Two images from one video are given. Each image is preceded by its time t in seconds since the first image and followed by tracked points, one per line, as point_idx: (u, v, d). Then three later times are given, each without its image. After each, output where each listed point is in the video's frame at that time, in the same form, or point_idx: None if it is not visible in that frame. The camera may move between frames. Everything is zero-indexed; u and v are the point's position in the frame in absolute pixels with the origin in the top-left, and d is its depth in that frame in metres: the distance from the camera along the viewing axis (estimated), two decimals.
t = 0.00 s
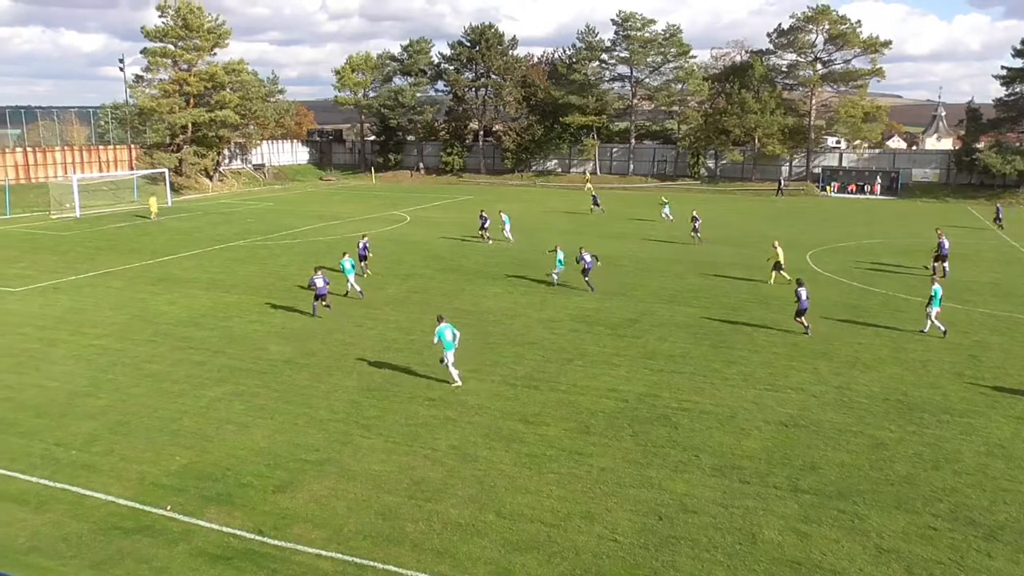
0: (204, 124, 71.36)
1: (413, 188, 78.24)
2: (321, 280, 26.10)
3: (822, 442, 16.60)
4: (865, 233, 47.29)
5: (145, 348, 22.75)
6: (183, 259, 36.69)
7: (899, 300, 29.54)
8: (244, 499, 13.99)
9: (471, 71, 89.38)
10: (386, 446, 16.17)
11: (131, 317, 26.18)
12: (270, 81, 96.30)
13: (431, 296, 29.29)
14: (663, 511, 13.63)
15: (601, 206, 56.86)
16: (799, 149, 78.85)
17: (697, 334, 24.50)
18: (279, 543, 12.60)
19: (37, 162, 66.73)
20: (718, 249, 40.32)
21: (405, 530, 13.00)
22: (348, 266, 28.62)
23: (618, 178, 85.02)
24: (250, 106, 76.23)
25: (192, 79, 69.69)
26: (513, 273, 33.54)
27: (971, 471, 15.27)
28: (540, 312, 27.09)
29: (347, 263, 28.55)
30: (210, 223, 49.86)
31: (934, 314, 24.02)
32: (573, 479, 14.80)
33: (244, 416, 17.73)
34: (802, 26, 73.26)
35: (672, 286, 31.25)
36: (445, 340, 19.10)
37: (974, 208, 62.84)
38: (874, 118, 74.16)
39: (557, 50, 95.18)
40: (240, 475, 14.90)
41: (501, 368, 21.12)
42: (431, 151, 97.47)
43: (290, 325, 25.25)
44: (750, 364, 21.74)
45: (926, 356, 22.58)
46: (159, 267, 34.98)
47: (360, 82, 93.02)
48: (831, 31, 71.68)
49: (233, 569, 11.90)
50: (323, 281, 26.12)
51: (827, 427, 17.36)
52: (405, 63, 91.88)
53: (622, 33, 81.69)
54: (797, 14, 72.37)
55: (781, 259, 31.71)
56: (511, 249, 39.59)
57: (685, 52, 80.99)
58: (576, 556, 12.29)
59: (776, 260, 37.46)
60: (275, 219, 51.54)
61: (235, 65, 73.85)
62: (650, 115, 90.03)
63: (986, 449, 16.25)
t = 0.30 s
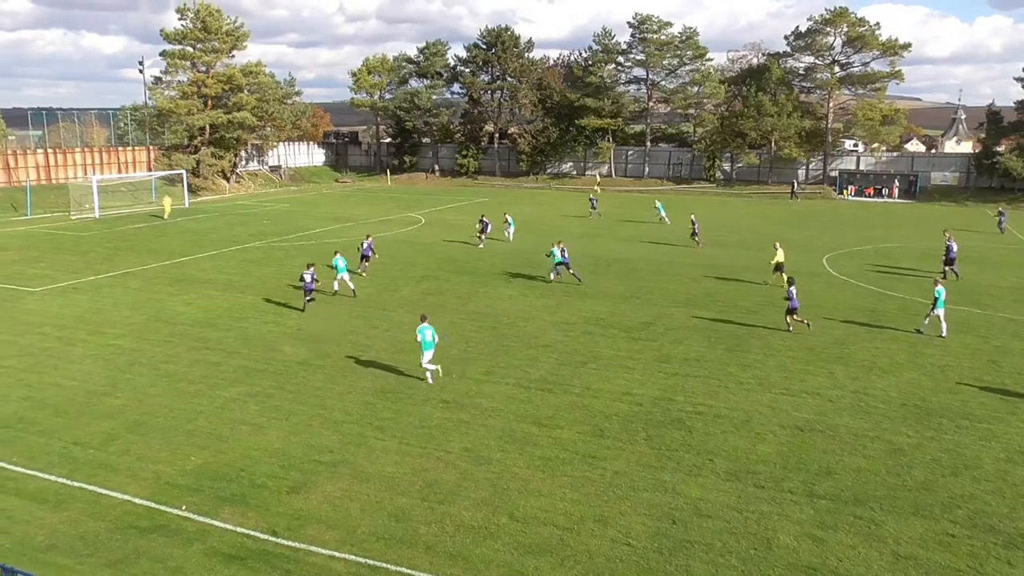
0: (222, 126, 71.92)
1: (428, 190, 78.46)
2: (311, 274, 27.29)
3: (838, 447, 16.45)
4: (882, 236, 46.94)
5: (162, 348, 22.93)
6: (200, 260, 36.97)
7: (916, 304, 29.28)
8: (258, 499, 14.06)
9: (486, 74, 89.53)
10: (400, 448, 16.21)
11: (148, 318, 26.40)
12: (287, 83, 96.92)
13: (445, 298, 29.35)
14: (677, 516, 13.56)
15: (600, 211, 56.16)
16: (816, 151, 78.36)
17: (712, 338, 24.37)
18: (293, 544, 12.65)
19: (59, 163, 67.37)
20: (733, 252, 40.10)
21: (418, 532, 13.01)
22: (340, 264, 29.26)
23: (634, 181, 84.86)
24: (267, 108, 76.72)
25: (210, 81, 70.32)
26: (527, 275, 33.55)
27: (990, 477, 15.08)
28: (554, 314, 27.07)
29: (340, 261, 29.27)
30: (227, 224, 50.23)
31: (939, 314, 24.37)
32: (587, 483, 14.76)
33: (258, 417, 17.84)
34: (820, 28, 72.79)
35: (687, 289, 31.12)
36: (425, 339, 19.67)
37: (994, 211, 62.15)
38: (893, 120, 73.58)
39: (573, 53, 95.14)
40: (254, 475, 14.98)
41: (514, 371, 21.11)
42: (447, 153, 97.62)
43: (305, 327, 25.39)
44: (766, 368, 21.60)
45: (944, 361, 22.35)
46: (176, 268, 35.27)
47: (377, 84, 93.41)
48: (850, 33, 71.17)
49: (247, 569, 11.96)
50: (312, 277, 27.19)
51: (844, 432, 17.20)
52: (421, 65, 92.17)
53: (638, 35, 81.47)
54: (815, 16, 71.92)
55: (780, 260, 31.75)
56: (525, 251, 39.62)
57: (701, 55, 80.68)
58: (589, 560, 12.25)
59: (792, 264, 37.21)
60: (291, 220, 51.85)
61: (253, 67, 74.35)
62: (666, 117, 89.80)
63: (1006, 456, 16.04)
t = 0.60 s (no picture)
0: (236, 128, 72.35)
1: (440, 193, 78.54)
2: (303, 269, 28.48)
3: (850, 453, 16.32)
4: (897, 242, 46.60)
5: (174, 349, 23.06)
6: (213, 262, 37.17)
7: (931, 310, 29.02)
8: (269, 501, 14.09)
9: (499, 77, 89.56)
10: (410, 451, 16.20)
11: (162, 318, 26.55)
12: (301, 86, 97.35)
13: (457, 301, 29.36)
14: (688, 521, 13.47)
15: (592, 215, 55.80)
16: (830, 156, 77.97)
17: (724, 343, 24.25)
18: (303, 546, 12.66)
19: (74, 165, 67.79)
20: (745, 257, 39.90)
21: (428, 535, 12.99)
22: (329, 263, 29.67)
23: (646, 185, 84.70)
24: (280, 111, 77.10)
25: (224, 83, 70.79)
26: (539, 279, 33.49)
27: (1005, 486, 14.90)
28: (565, 318, 27.02)
29: (328, 258, 29.86)
30: (240, 226, 50.47)
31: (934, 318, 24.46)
32: (597, 487, 14.70)
33: (269, 418, 17.88)
34: (835, 33, 72.43)
35: (700, 294, 30.99)
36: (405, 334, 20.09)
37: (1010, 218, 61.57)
38: (907, 126, 73.11)
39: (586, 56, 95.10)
40: (265, 477, 15.01)
41: (525, 374, 21.08)
42: (459, 156, 97.76)
43: (317, 329, 25.46)
44: (778, 373, 21.46)
45: (958, 368, 22.15)
46: (189, 269, 35.45)
47: (389, 87, 93.71)
48: (865, 38, 70.78)
49: (257, 570, 11.98)
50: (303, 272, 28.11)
51: (857, 439, 17.06)
52: (434, 68, 92.36)
53: (651, 39, 81.34)
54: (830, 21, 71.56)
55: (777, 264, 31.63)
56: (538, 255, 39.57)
57: (715, 59, 80.43)
58: (599, 565, 12.19)
59: (805, 269, 36.96)
60: (304, 223, 52.02)
61: (267, 70, 74.70)
62: (679, 121, 89.59)
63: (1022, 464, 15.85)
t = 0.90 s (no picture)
0: (249, 129, 72.78)
1: (453, 195, 78.68)
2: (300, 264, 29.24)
3: (863, 459, 16.21)
4: (911, 247, 46.30)
5: (187, 348, 23.20)
6: (226, 261, 37.37)
7: (945, 316, 28.79)
8: (279, 501, 14.14)
9: (512, 79, 89.60)
10: (420, 452, 16.22)
11: (175, 318, 26.71)
12: (314, 87, 97.78)
13: (468, 303, 29.38)
14: (698, 526, 13.42)
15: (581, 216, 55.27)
16: (843, 161, 77.57)
17: (735, 347, 24.15)
18: (312, 546, 12.69)
19: (89, 165, 68.20)
20: (758, 261, 39.73)
21: (438, 537, 13.00)
22: (322, 261, 30.04)
23: (658, 188, 84.53)
24: (294, 112, 77.47)
25: (239, 84, 71.28)
26: (550, 281, 33.47)
27: (1020, 494, 14.75)
28: (576, 320, 26.99)
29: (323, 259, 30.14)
30: (252, 226, 50.74)
31: (937, 321, 24.70)
32: (607, 491, 14.66)
33: (280, 418, 17.96)
34: (850, 37, 72.05)
35: (711, 298, 30.87)
36: (388, 329, 20.39)
37: None
38: (922, 130, 72.63)
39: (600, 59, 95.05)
40: (275, 476, 15.06)
41: (535, 376, 21.07)
42: (471, 158, 97.95)
43: (328, 329, 25.54)
44: (790, 378, 21.34)
45: (973, 374, 21.95)
46: (203, 268, 35.66)
47: (403, 89, 93.98)
48: (880, 42, 70.39)
49: (267, 569, 12.03)
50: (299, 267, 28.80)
51: (869, 445, 16.94)
52: (447, 70, 92.53)
53: (665, 42, 81.19)
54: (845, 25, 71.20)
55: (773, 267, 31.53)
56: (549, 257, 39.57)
57: (728, 62, 80.17)
58: (608, 568, 12.16)
59: (818, 274, 36.76)
60: (316, 223, 52.24)
61: (281, 71, 75.05)
62: (692, 125, 89.38)
63: None
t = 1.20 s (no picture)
0: (263, 130, 73.19)
1: (465, 197, 78.76)
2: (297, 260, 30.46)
3: (876, 465, 16.08)
4: (926, 251, 45.90)
5: (200, 348, 23.33)
6: (239, 262, 37.53)
7: (960, 322, 28.50)
8: (290, 501, 14.16)
9: (526, 81, 89.66)
10: (430, 454, 16.23)
11: (188, 318, 26.86)
12: (329, 88, 98.17)
13: (480, 305, 29.39)
14: (710, 531, 13.34)
15: (574, 219, 55.03)
16: (858, 164, 77.05)
17: (748, 351, 24.02)
18: (323, 547, 12.71)
19: (105, 165, 68.64)
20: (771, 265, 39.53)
21: (447, 539, 12.99)
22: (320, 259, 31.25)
23: (671, 191, 84.28)
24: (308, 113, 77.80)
25: (254, 85, 71.71)
26: (562, 284, 33.43)
27: None
28: (588, 323, 26.94)
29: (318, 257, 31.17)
30: (265, 226, 50.99)
31: (935, 322, 25.01)
32: (618, 495, 14.59)
33: (292, 418, 18.01)
34: (865, 40, 71.60)
35: (724, 301, 30.73)
36: (377, 326, 20.77)
37: None
38: (938, 134, 72.01)
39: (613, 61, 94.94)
40: (286, 477, 15.10)
41: (547, 379, 21.04)
42: (484, 160, 98.07)
43: (339, 330, 25.63)
44: (802, 383, 21.18)
45: (988, 381, 21.68)
46: (216, 268, 35.85)
47: (416, 91, 94.17)
48: (896, 45, 69.91)
49: (278, 570, 12.05)
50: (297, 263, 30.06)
51: (883, 451, 16.79)
52: (460, 72, 92.69)
53: (679, 45, 80.99)
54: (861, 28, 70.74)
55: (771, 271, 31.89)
56: (561, 260, 39.51)
57: (743, 66, 79.78)
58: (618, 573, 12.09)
59: (832, 278, 36.54)
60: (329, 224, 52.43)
61: (295, 73, 75.49)
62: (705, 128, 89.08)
63: None
